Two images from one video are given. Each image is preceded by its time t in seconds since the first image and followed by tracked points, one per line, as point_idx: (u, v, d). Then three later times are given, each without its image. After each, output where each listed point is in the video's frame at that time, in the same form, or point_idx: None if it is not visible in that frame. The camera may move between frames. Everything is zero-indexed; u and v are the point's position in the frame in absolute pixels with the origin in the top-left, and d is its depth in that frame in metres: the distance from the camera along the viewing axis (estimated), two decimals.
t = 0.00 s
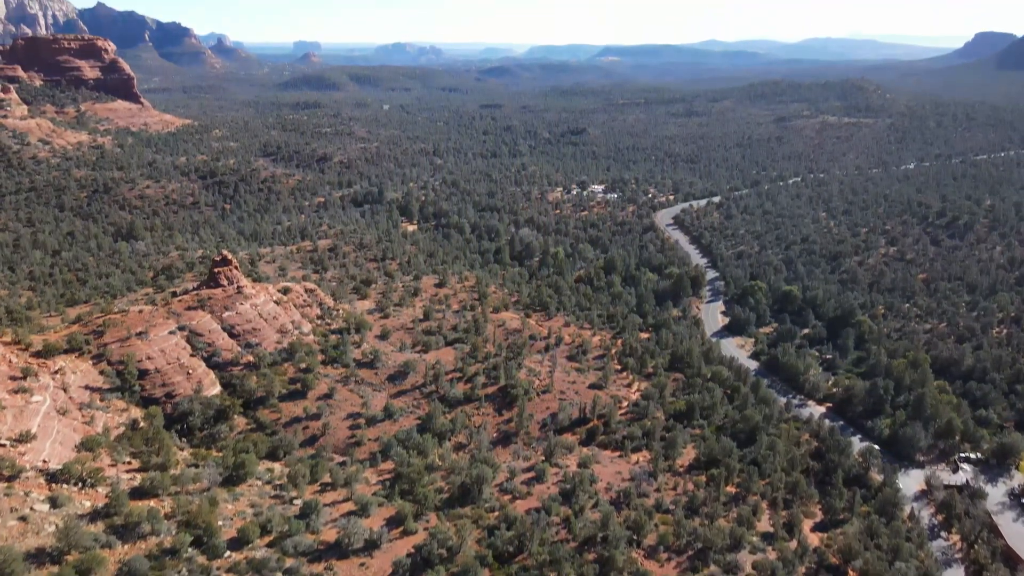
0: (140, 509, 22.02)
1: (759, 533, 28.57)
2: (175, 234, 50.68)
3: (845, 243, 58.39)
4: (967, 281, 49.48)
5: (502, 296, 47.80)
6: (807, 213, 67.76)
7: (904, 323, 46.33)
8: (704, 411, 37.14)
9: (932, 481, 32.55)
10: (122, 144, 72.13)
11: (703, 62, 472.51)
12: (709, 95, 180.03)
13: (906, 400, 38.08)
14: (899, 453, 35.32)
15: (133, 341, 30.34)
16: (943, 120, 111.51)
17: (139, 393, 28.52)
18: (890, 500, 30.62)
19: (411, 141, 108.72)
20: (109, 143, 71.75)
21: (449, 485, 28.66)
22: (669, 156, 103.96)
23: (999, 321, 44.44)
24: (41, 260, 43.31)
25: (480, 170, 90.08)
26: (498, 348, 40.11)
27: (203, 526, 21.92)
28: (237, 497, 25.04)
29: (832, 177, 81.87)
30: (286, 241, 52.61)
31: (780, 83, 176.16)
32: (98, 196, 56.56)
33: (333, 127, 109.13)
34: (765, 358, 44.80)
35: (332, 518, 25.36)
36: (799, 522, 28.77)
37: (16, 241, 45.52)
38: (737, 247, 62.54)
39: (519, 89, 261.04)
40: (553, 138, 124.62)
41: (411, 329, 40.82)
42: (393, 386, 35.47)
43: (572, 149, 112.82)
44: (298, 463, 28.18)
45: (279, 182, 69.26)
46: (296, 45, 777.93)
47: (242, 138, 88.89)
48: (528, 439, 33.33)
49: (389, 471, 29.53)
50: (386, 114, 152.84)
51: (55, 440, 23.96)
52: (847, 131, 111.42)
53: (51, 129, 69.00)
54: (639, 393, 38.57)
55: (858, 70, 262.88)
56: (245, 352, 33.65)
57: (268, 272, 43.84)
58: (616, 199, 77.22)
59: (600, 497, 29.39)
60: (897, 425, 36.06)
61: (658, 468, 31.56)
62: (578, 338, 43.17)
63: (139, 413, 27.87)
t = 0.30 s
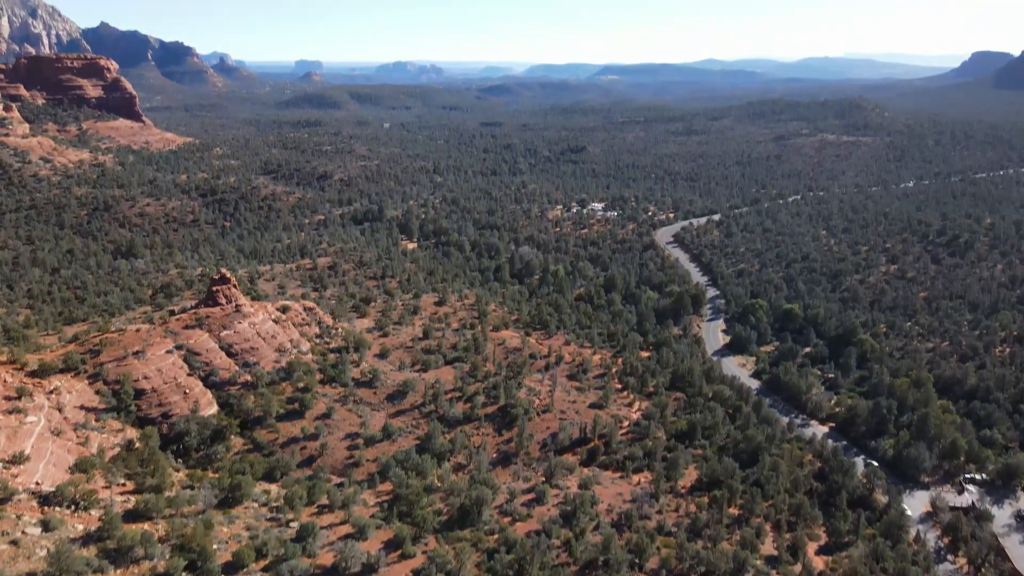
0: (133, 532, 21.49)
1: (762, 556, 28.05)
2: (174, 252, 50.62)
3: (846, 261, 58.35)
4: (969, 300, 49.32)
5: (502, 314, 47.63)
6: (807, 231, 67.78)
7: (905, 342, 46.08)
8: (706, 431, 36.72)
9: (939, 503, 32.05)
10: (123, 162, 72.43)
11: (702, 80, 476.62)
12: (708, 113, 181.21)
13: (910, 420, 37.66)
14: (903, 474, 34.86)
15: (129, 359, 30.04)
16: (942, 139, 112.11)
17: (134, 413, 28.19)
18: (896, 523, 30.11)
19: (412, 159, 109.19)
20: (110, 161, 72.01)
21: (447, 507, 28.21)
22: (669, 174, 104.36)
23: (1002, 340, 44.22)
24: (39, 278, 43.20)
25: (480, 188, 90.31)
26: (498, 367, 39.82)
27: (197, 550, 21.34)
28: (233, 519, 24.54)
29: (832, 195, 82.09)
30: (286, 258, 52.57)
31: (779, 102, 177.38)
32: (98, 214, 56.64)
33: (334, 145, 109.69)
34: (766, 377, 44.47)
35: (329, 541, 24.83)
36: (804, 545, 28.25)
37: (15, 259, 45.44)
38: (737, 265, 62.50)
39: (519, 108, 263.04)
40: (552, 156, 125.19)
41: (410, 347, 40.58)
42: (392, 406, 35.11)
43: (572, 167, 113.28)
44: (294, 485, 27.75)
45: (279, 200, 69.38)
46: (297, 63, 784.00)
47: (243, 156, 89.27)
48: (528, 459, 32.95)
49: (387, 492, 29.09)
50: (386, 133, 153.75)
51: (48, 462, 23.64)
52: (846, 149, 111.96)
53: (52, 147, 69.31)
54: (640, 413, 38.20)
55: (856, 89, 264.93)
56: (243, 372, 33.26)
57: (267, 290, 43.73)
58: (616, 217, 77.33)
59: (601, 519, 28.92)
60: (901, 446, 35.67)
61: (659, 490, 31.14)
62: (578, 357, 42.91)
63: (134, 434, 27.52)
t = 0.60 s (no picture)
0: (126, 556, 20.99)
1: None
2: (174, 270, 50.54)
3: (847, 280, 58.29)
4: (971, 319, 49.14)
5: (502, 333, 47.40)
6: (807, 250, 67.75)
7: (908, 361, 45.79)
8: (708, 452, 36.30)
9: (945, 526, 31.55)
10: (124, 180, 72.63)
11: (700, 99, 480.36)
12: (707, 132, 182.39)
13: (915, 440, 37.22)
14: (909, 495, 34.37)
15: (126, 380, 29.71)
16: (940, 157, 112.66)
17: (130, 434, 27.84)
18: (902, 546, 29.59)
19: (412, 178, 109.58)
20: (111, 180, 72.22)
21: (446, 530, 27.76)
22: (669, 192, 104.72)
23: (1005, 359, 43.94)
24: (38, 296, 43.05)
25: (480, 207, 90.52)
26: (498, 386, 39.50)
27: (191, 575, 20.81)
28: (228, 543, 24.03)
29: (832, 213, 82.28)
30: (285, 277, 52.46)
31: (777, 121, 178.62)
32: (98, 232, 56.65)
33: (334, 164, 110.17)
34: (769, 397, 44.11)
35: (325, 565, 24.34)
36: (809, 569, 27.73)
37: (14, 277, 45.33)
38: (738, 283, 62.41)
39: (519, 126, 264.96)
40: (552, 175, 125.72)
41: (409, 367, 40.27)
42: (390, 426, 34.71)
43: (572, 185, 113.67)
44: (291, 508, 27.31)
45: (279, 218, 69.47)
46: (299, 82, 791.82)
47: (244, 174, 89.59)
48: (528, 481, 32.51)
49: (385, 515, 28.65)
50: (387, 151, 154.58)
51: (41, 484, 23.28)
52: (845, 168, 112.50)
53: (54, 165, 69.53)
54: (641, 433, 37.80)
55: (854, 108, 267.09)
56: (240, 391, 32.80)
57: (266, 309, 43.57)
58: (616, 236, 77.42)
59: (603, 542, 28.43)
60: (905, 467, 35.23)
61: (661, 512, 30.68)
62: (579, 377, 42.59)
63: (129, 455, 27.16)
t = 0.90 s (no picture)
0: None
1: None
2: (173, 289, 50.44)
3: (848, 298, 58.16)
4: (973, 338, 48.91)
5: (502, 352, 47.20)
6: (808, 268, 67.73)
7: (911, 381, 45.47)
8: (710, 473, 35.87)
9: (951, 549, 31.01)
10: (124, 198, 72.85)
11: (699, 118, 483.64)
12: (706, 150, 183.45)
13: (919, 461, 36.78)
14: (914, 518, 33.86)
15: (122, 400, 29.32)
16: (939, 176, 113.08)
17: (125, 455, 27.48)
18: (909, 570, 29.05)
19: (412, 196, 109.93)
20: (111, 198, 72.43)
21: (445, 553, 27.30)
22: (668, 211, 105.01)
23: (1008, 379, 43.65)
24: (36, 314, 42.91)
25: (481, 225, 90.66)
26: (498, 406, 39.15)
27: None
28: (223, 567, 23.38)
29: (832, 231, 82.39)
30: (285, 295, 52.35)
31: (776, 140, 179.65)
32: (98, 250, 56.67)
33: (335, 182, 110.60)
34: (771, 417, 43.70)
35: None
36: None
37: (13, 295, 45.22)
38: (738, 302, 62.27)
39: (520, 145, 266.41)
40: (552, 193, 126.19)
41: (408, 386, 39.95)
42: (389, 446, 34.26)
43: (572, 203, 114.03)
44: (287, 531, 26.85)
45: (279, 236, 69.53)
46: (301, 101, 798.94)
47: (244, 193, 89.88)
48: (528, 503, 32.04)
49: (383, 538, 28.18)
50: (387, 169, 155.34)
51: (34, 506, 22.91)
52: (845, 186, 112.93)
53: (54, 184, 69.77)
54: (643, 454, 37.39)
55: (853, 127, 268.84)
56: (238, 412, 32.21)
57: (265, 327, 43.40)
58: (616, 254, 77.44)
59: (604, 566, 27.94)
60: (910, 488, 34.76)
61: (663, 535, 30.24)
62: (579, 396, 42.25)
63: (124, 476, 26.77)
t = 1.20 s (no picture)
0: None
1: None
2: (172, 307, 50.30)
3: (849, 317, 58.01)
4: (975, 357, 48.70)
5: (502, 371, 46.93)
6: (808, 287, 67.65)
7: (914, 401, 45.14)
8: (712, 494, 35.39)
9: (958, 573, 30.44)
10: (125, 217, 72.98)
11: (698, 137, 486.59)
12: (705, 169, 184.33)
13: (924, 483, 36.31)
14: (920, 541, 33.32)
15: (117, 421, 28.86)
16: (938, 195, 113.46)
17: (119, 477, 27.05)
18: None
19: (412, 214, 110.21)
20: (112, 217, 72.58)
21: None
22: (668, 229, 105.24)
23: (1012, 399, 43.32)
24: (34, 333, 42.71)
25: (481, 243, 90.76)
26: (498, 426, 38.78)
27: None
28: None
29: (832, 250, 82.52)
30: (284, 314, 52.20)
31: (775, 159, 180.63)
32: (98, 268, 56.65)
33: (335, 200, 110.92)
34: (773, 438, 43.27)
35: None
36: None
37: (11, 314, 45.08)
38: (739, 321, 62.11)
39: (520, 164, 267.76)
40: (552, 212, 126.54)
41: (408, 406, 39.63)
42: (388, 467, 33.81)
43: (571, 222, 114.30)
44: (282, 554, 26.34)
45: (279, 254, 69.56)
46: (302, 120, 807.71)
47: (245, 211, 90.11)
48: (528, 525, 31.54)
49: (380, 562, 27.65)
50: (388, 188, 155.97)
51: (26, 530, 22.50)
52: (844, 205, 113.34)
53: (55, 203, 69.90)
54: (644, 475, 36.93)
55: (852, 146, 270.53)
56: (234, 432, 31.77)
57: (263, 346, 43.20)
58: (617, 272, 77.41)
59: None
60: (915, 510, 34.26)
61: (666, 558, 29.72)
62: (580, 417, 41.91)
63: (118, 499, 26.34)
